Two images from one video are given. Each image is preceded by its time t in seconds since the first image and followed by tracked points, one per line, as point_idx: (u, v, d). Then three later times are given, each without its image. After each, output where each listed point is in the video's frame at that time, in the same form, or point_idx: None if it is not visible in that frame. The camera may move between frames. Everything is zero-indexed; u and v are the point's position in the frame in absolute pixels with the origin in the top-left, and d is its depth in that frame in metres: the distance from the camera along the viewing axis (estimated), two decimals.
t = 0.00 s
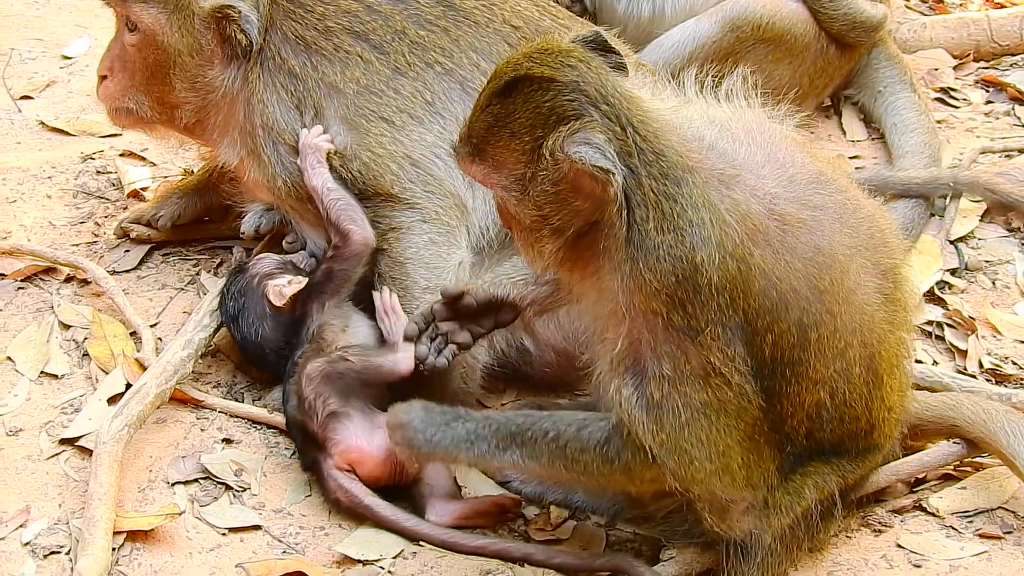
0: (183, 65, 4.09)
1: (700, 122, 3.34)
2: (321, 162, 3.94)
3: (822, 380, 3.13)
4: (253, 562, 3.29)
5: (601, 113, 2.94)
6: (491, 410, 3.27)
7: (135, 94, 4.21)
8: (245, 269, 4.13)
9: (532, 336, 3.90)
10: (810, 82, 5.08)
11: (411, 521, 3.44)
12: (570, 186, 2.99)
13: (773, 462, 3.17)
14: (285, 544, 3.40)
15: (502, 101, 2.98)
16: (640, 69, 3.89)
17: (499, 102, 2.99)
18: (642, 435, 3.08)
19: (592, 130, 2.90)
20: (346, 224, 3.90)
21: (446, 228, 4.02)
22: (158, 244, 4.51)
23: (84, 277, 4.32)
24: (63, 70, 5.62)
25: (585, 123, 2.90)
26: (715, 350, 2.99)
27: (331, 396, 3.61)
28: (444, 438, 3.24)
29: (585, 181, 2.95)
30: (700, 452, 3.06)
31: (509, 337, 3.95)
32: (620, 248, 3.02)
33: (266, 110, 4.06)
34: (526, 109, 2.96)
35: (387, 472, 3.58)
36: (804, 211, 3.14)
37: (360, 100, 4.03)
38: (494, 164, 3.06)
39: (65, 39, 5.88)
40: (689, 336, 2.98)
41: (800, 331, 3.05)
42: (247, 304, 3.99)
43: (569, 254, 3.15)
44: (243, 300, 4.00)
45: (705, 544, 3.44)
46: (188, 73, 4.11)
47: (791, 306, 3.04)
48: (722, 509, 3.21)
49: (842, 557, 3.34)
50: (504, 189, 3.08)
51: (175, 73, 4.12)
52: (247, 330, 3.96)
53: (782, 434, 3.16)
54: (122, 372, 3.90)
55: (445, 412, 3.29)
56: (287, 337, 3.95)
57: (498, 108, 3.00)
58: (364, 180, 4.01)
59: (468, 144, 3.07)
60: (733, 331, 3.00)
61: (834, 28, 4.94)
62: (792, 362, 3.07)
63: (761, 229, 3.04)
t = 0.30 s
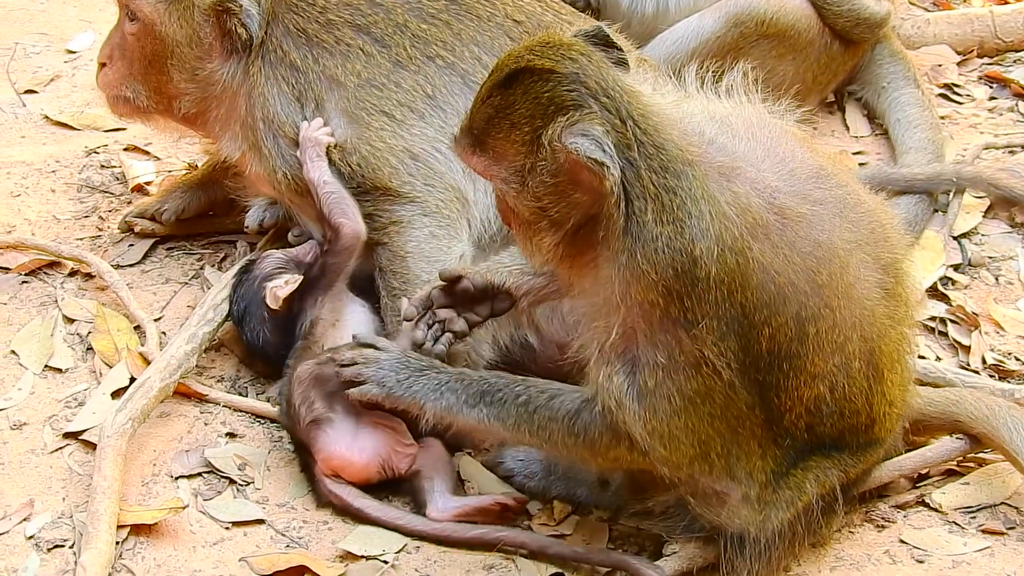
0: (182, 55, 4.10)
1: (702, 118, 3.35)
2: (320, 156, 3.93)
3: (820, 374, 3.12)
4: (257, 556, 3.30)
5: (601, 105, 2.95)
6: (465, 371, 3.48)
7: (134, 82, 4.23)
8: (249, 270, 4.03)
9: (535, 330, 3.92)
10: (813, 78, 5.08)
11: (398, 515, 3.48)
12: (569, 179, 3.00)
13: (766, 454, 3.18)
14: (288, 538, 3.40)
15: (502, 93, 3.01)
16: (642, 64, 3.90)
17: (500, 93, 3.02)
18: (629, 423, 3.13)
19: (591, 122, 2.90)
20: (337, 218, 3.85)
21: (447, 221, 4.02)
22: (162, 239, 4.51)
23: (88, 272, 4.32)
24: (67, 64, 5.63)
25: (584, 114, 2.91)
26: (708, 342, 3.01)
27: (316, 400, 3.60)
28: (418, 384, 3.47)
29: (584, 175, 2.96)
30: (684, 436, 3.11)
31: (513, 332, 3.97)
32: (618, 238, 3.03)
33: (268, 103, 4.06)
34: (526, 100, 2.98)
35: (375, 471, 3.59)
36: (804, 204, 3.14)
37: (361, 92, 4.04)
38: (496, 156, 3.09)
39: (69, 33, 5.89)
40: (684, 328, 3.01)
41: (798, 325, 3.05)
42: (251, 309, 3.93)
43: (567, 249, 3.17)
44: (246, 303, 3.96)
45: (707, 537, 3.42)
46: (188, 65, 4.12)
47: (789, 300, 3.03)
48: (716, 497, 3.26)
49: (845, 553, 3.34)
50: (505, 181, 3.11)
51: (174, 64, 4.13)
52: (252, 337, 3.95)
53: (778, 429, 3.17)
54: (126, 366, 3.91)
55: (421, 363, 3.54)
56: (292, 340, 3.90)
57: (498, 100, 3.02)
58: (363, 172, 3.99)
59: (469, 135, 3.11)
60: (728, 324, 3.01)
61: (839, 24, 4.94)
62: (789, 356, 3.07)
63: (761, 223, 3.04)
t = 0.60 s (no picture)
0: (178, 48, 4.09)
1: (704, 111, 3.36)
2: (322, 149, 3.93)
3: (821, 364, 3.13)
4: (261, 549, 3.30)
5: (597, 93, 2.95)
6: (464, 384, 3.42)
7: (132, 75, 4.24)
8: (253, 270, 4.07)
9: (539, 323, 3.91)
10: (818, 72, 5.09)
11: (394, 509, 3.49)
12: (572, 170, 3.00)
13: (768, 445, 3.19)
14: (293, 531, 3.41)
15: (496, 88, 3.02)
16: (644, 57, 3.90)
17: (494, 89, 3.02)
18: (633, 416, 3.13)
19: (593, 112, 2.91)
20: (339, 211, 3.84)
21: (449, 214, 4.01)
22: (166, 232, 4.52)
23: (93, 265, 4.33)
24: (72, 58, 5.63)
25: (584, 106, 2.92)
26: (707, 331, 3.03)
27: (310, 398, 3.60)
28: (421, 403, 3.43)
29: (586, 166, 2.97)
30: (689, 430, 3.12)
31: (518, 327, 3.96)
32: (617, 230, 3.05)
33: (269, 95, 4.06)
34: (521, 95, 2.98)
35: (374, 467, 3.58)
36: (801, 195, 3.14)
37: (362, 85, 4.04)
38: (494, 149, 3.08)
39: (74, 26, 5.89)
40: (684, 318, 3.02)
41: (796, 314, 3.06)
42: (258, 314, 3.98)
43: (570, 241, 3.17)
44: (252, 307, 4.00)
45: (710, 532, 3.43)
46: (184, 57, 4.12)
47: (788, 290, 3.04)
48: (720, 491, 3.27)
49: (849, 546, 3.35)
50: (503, 174, 3.10)
51: (171, 57, 4.13)
52: (263, 339, 4.01)
53: (780, 419, 3.18)
54: (130, 359, 3.91)
55: (420, 377, 3.49)
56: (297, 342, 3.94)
57: (493, 95, 3.03)
58: (364, 166, 3.98)
59: (465, 128, 3.10)
60: (727, 313, 3.02)
61: (843, 18, 4.94)
62: (788, 346, 3.08)
63: (757, 212, 3.05)
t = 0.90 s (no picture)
0: (163, 33, 4.15)
1: (705, 105, 3.36)
2: (320, 141, 3.94)
3: (825, 361, 3.13)
4: (263, 545, 3.31)
5: (607, 94, 2.94)
6: (474, 386, 3.47)
7: (119, 55, 4.30)
8: (257, 267, 4.08)
9: (542, 320, 3.91)
10: (820, 68, 5.08)
11: (388, 504, 3.51)
12: (574, 168, 2.98)
13: (774, 443, 3.19)
14: (294, 527, 3.41)
15: (506, 80, 2.96)
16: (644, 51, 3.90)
17: (503, 81, 2.96)
18: (641, 416, 3.12)
19: (601, 114, 2.90)
20: (337, 203, 3.86)
21: (447, 209, 3.98)
22: (169, 228, 4.51)
23: (95, 261, 4.33)
24: (75, 54, 5.64)
25: (593, 107, 2.90)
26: (712, 331, 3.03)
27: (318, 389, 3.65)
28: (431, 405, 3.49)
29: (589, 165, 2.95)
30: (697, 431, 3.11)
31: (521, 323, 3.97)
32: (617, 229, 3.04)
33: (267, 87, 4.06)
34: (532, 90, 2.94)
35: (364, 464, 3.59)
36: (804, 192, 3.15)
37: (361, 78, 4.03)
38: (498, 143, 3.02)
39: (77, 23, 5.90)
40: (688, 317, 3.02)
41: (801, 312, 3.07)
42: (267, 314, 4.00)
43: (568, 235, 3.14)
44: (259, 306, 4.01)
45: (714, 528, 3.41)
46: (169, 42, 4.16)
47: (791, 289, 3.05)
48: (726, 489, 3.26)
49: (851, 541, 3.35)
50: (505, 168, 3.05)
51: (156, 41, 4.18)
52: (273, 339, 4.02)
53: (784, 416, 3.18)
54: (133, 356, 3.92)
55: (429, 379, 3.56)
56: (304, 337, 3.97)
57: (502, 87, 2.97)
58: (363, 159, 3.97)
59: (468, 120, 3.04)
60: (731, 312, 3.02)
61: (844, 14, 4.96)
62: (793, 343, 3.09)
63: (760, 212, 3.06)
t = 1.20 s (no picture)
0: (159, 22, 4.17)
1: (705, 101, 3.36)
2: (321, 134, 3.93)
3: (832, 356, 3.14)
4: (266, 541, 3.31)
5: (614, 95, 2.91)
6: (481, 392, 3.41)
7: (118, 40, 4.32)
8: (260, 266, 4.08)
9: (545, 315, 3.96)
10: (822, 64, 5.08)
11: (390, 495, 3.52)
12: (579, 168, 2.98)
13: (782, 439, 3.19)
14: (297, 523, 3.41)
15: (513, 79, 2.93)
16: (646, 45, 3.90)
17: (511, 79, 2.94)
18: (649, 415, 3.11)
19: (608, 114, 2.86)
20: (336, 197, 3.87)
21: (447, 205, 4.02)
22: (171, 224, 4.52)
23: (97, 257, 4.34)
24: (77, 50, 5.65)
25: (601, 107, 2.86)
26: (720, 329, 3.02)
27: (326, 384, 3.65)
28: (439, 411, 3.42)
29: (594, 164, 2.95)
30: (709, 431, 3.10)
31: (523, 319, 3.99)
32: (623, 229, 3.04)
33: (268, 79, 4.06)
34: (540, 89, 2.91)
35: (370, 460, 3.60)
36: (808, 188, 3.14)
37: (363, 72, 4.03)
38: (503, 141, 3.01)
39: (79, 19, 5.90)
40: (695, 316, 3.01)
41: (809, 307, 3.06)
42: (270, 313, 3.99)
43: (570, 230, 3.14)
44: (264, 308, 4.01)
45: (718, 524, 3.41)
46: (166, 32, 4.18)
47: (799, 285, 3.04)
48: (733, 485, 3.25)
49: (853, 538, 3.35)
50: (510, 166, 3.05)
51: (153, 30, 4.20)
52: (277, 338, 4.01)
53: (792, 412, 3.18)
54: (135, 352, 3.92)
55: (435, 383, 3.50)
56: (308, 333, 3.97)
57: (509, 85, 2.94)
58: (363, 153, 4.00)
59: (474, 117, 3.01)
60: (739, 310, 3.02)
61: (847, 10, 4.95)
62: (801, 339, 3.09)
63: (766, 209, 3.05)
